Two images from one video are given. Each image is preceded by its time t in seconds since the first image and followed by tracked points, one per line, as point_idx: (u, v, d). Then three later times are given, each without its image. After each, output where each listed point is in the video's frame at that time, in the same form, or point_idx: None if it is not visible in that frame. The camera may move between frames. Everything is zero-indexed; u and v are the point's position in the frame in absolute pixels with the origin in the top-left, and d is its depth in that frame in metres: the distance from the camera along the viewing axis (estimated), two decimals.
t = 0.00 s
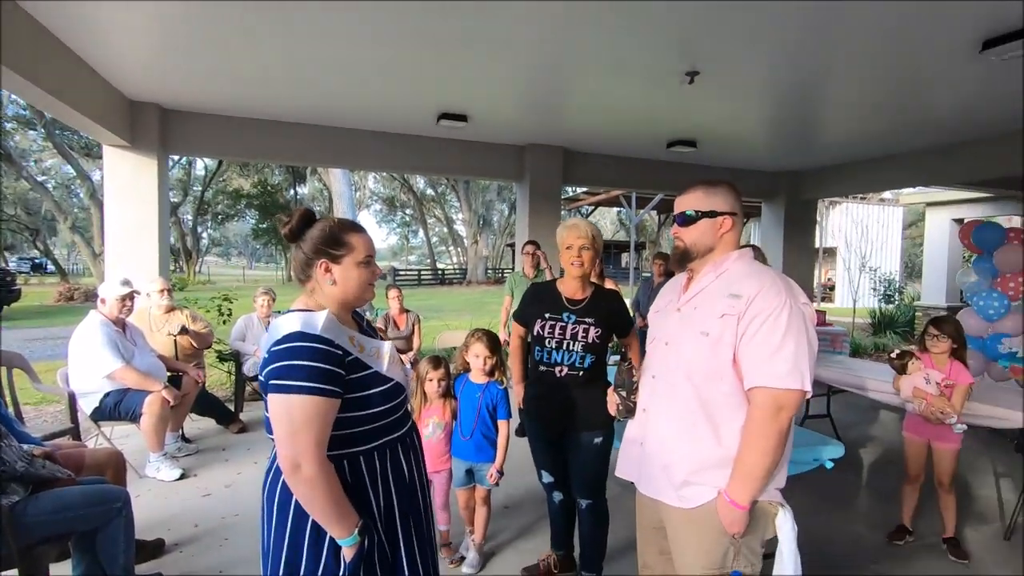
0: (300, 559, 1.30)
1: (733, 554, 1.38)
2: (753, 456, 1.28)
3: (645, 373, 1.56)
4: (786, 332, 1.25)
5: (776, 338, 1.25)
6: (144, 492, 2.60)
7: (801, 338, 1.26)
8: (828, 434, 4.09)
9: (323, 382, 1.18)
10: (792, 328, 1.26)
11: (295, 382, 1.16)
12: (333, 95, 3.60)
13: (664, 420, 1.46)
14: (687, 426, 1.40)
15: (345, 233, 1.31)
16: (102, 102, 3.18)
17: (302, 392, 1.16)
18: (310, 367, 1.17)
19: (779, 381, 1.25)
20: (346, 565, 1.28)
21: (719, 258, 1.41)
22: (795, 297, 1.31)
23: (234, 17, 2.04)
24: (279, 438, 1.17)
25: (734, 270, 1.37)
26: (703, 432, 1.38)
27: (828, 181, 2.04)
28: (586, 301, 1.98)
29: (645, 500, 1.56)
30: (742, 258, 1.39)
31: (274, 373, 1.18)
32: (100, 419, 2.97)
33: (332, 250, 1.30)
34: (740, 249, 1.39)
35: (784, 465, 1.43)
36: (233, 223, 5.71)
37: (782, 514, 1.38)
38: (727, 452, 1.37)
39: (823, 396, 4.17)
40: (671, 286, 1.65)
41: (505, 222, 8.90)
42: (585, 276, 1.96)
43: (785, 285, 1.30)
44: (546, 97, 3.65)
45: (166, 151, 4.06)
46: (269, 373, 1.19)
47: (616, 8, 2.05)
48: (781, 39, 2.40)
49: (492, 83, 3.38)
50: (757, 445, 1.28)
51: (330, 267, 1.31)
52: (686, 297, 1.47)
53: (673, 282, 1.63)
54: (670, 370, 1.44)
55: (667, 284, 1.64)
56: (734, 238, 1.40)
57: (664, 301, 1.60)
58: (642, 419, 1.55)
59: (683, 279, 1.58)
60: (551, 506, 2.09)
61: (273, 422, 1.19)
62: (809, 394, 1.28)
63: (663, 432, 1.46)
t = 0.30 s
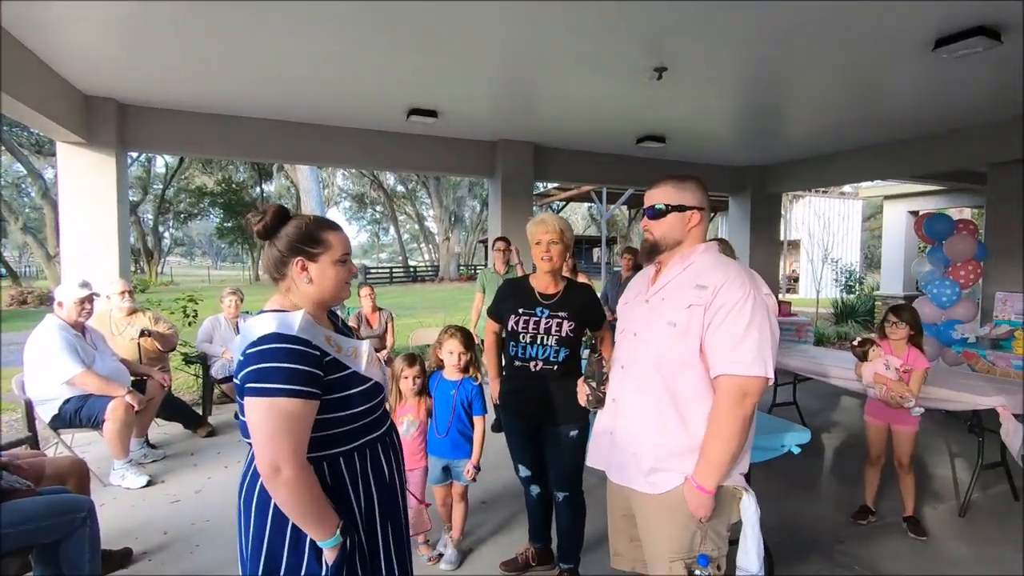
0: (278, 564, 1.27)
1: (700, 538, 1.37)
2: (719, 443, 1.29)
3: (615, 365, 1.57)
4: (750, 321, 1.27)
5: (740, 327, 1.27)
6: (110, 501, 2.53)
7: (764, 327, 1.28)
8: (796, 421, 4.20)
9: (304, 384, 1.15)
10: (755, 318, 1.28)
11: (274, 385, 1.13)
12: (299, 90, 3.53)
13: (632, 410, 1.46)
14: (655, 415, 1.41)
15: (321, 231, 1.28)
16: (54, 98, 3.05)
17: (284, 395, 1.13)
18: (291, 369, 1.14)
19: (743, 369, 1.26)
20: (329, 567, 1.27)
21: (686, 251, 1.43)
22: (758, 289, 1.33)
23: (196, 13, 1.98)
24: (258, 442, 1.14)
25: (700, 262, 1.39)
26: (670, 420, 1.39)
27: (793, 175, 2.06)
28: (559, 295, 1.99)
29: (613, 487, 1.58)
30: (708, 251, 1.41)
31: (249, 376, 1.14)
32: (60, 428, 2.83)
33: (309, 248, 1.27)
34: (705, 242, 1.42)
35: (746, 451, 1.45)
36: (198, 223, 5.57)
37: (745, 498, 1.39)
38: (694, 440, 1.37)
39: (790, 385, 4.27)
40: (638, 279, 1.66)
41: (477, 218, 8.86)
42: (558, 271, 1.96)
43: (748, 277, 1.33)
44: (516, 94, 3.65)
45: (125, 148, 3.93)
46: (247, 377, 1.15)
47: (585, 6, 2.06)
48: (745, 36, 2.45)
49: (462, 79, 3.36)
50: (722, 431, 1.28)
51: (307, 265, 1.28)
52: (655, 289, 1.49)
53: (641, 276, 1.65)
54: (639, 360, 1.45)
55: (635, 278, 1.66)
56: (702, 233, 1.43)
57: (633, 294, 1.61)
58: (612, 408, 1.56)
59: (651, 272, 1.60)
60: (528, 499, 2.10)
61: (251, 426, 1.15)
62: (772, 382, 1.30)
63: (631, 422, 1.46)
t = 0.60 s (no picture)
0: (264, 570, 1.24)
1: (679, 528, 1.36)
2: (696, 435, 1.27)
3: (595, 360, 1.57)
4: (726, 315, 1.27)
5: (717, 320, 1.27)
6: (84, 508, 2.47)
7: (740, 321, 1.28)
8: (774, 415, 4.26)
9: (291, 386, 1.13)
10: (732, 312, 1.28)
11: (257, 389, 1.10)
12: (275, 87, 3.47)
13: (612, 403, 1.46)
14: (634, 408, 1.41)
15: (305, 230, 1.26)
16: (19, 94, 2.95)
17: (271, 398, 1.10)
18: (276, 372, 1.12)
19: (719, 361, 1.26)
20: (316, 570, 1.24)
21: (663, 247, 1.45)
22: (734, 284, 1.34)
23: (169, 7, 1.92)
24: (244, 446, 1.11)
25: (678, 257, 1.40)
26: (649, 413, 1.38)
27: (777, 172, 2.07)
28: (539, 292, 1.99)
29: (595, 481, 1.58)
30: (686, 248, 1.42)
31: (231, 379, 1.12)
32: (29, 435, 2.75)
33: (293, 247, 1.25)
34: (683, 238, 1.44)
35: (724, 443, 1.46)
36: (172, 223, 5.48)
37: (723, 489, 1.39)
38: (672, 433, 1.37)
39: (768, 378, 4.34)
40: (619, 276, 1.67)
41: (457, 216, 8.85)
42: (538, 269, 1.97)
43: (725, 272, 1.34)
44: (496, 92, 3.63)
45: (94, 147, 3.83)
46: (230, 380, 1.12)
47: (567, 3, 2.05)
48: (723, 34, 2.46)
49: (441, 77, 3.33)
50: (699, 422, 1.27)
51: (292, 264, 1.25)
52: (634, 285, 1.50)
53: (621, 273, 1.65)
54: (619, 354, 1.46)
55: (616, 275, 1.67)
56: (681, 230, 1.46)
57: (613, 291, 1.62)
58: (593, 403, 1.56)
59: (631, 269, 1.61)
60: (512, 495, 2.08)
61: (235, 429, 1.12)
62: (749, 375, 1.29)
63: (611, 415, 1.46)
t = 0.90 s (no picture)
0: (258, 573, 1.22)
1: (673, 525, 1.36)
2: (690, 432, 1.28)
3: (589, 359, 1.57)
4: (719, 314, 1.28)
5: (709, 319, 1.27)
6: (70, 512, 2.43)
7: (733, 319, 1.28)
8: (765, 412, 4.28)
9: (285, 388, 1.12)
10: (724, 311, 1.28)
11: (251, 391, 1.09)
12: (264, 86, 3.45)
13: (606, 402, 1.46)
14: (628, 406, 1.41)
15: (298, 230, 1.26)
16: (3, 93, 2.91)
17: (265, 400, 1.09)
18: (271, 373, 1.11)
19: (713, 359, 1.26)
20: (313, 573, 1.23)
21: (657, 245, 1.46)
22: (727, 283, 1.35)
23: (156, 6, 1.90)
24: (239, 451, 1.10)
25: (672, 257, 1.41)
26: (642, 411, 1.39)
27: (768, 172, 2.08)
28: (530, 292, 1.99)
29: (589, 479, 1.58)
30: (679, 246, 1.43)
31: (225, 382, 1.10)
32: (13, 439, 2.71)
33: (287, 247, 1.24)
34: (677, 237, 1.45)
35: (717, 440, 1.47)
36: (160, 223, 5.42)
37: (716, 486, 1.39)
38: (666, 431, 1.37)
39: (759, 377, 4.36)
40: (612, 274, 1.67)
41: (448, 216, 8.83)
42: (529, 268, 1.97)
43: (717, 272, 1.34)
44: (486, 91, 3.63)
45: (79, 147, 3.78)
46: (224, 383, 1.11)
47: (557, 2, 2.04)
48: (713, 34, 2.47)
49: (431, 77, 3.32)
50: (692, 420, 1.28)
51: (286, 265, 1.24)
52: (628, 284, 1.50)
53: (615, 271, 1.66)
54: (613, 352, 1.46)
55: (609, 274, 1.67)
56: (676, 229, 1.47)
57: (606, 290, 1.62)
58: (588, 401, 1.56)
59: (624, 268, 1.61)
60: (504, 495, 2.07)
61: (231, 433, 1.11)
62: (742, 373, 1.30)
63: (605, 413, 1.46)
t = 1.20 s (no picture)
0: None
1: (679, 526, 1.35)
2: (696, 432, 1.26)
3: (593, 358, 1.56)
4: (725, 312, 1.26)
5: (715, 316, 1.26)
6: (60, 515, 2.40)
7: (739, 316, 1.27)
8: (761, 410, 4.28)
9: (283, 396, 1.10)
10: (730, 308, 1.27)
11: (248, 398, 1.06)
12: (256, 84, 3.42)
13: (610, 401, 1.45)
14: (633, 405, 1.39)
15: (292, 229, 1.23)
16: None
17: (262, 408, 1.07)
18: (268, 381, 1.08)
19: (719, 357, 1.25)
20: None
21: (660, 243, 1.44)
22: (733, 280, 1.33)
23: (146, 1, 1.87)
24: (237, 458, 1.08)
25: (676, 254, 1.39)
26: (648, 410, 1.37)
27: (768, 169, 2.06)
28: (527, 290, 1.97)
29: (595, 479, 1.57)
30: (683, 244, 1.41)
31: (221, 388, 1.08)
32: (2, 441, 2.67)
33: (281, 246, 1.22)
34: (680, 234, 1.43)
35: (724, 439, 1.45)
36: (153, 222, 5.38)
37: (723, 485, 1.38)
38: (672, 430, 1.36)
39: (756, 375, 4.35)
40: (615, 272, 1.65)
41: (444, 214, 8.80)
42: (526, 266, 1.95)
43: (723, 269, 1.33)
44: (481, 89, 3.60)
45: (70, 146, 3.74)
46: (220, 390, 1.08)
47: None
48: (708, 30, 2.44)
49: (426, 75, 3.30)
50: (699, 419, 1.26)
51: (280, 264, 1.22)
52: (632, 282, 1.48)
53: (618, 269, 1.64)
54: (617, 351, 1.44)
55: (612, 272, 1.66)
56: (679, 226, 1.45)
57: (610, 288, 1.60)
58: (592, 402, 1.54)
59: (628, 266, 1.60)
60: (501, 496, 2.05)
61: (228, 440, 1.08)
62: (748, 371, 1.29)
63: (610, 413, 1.44)
